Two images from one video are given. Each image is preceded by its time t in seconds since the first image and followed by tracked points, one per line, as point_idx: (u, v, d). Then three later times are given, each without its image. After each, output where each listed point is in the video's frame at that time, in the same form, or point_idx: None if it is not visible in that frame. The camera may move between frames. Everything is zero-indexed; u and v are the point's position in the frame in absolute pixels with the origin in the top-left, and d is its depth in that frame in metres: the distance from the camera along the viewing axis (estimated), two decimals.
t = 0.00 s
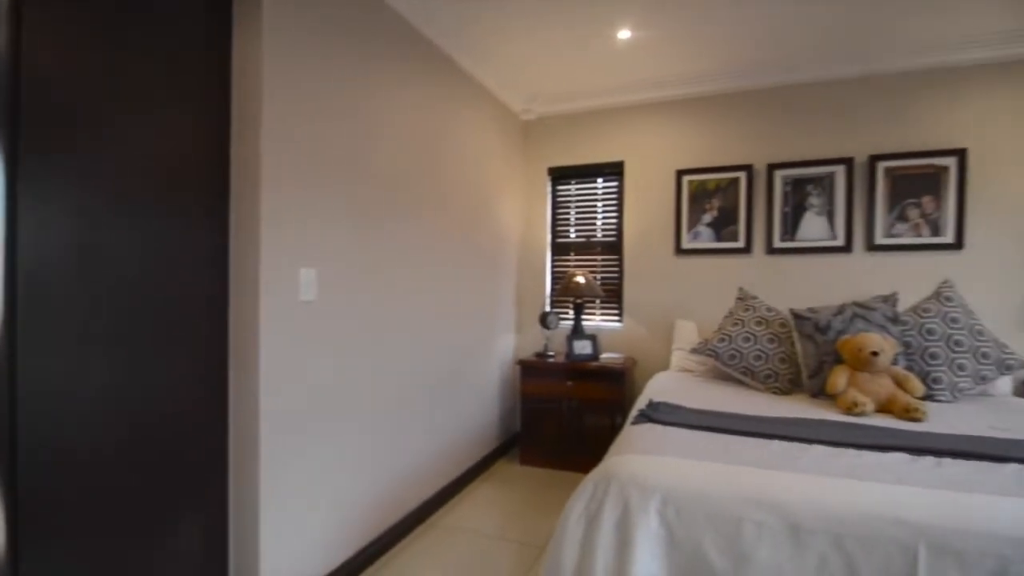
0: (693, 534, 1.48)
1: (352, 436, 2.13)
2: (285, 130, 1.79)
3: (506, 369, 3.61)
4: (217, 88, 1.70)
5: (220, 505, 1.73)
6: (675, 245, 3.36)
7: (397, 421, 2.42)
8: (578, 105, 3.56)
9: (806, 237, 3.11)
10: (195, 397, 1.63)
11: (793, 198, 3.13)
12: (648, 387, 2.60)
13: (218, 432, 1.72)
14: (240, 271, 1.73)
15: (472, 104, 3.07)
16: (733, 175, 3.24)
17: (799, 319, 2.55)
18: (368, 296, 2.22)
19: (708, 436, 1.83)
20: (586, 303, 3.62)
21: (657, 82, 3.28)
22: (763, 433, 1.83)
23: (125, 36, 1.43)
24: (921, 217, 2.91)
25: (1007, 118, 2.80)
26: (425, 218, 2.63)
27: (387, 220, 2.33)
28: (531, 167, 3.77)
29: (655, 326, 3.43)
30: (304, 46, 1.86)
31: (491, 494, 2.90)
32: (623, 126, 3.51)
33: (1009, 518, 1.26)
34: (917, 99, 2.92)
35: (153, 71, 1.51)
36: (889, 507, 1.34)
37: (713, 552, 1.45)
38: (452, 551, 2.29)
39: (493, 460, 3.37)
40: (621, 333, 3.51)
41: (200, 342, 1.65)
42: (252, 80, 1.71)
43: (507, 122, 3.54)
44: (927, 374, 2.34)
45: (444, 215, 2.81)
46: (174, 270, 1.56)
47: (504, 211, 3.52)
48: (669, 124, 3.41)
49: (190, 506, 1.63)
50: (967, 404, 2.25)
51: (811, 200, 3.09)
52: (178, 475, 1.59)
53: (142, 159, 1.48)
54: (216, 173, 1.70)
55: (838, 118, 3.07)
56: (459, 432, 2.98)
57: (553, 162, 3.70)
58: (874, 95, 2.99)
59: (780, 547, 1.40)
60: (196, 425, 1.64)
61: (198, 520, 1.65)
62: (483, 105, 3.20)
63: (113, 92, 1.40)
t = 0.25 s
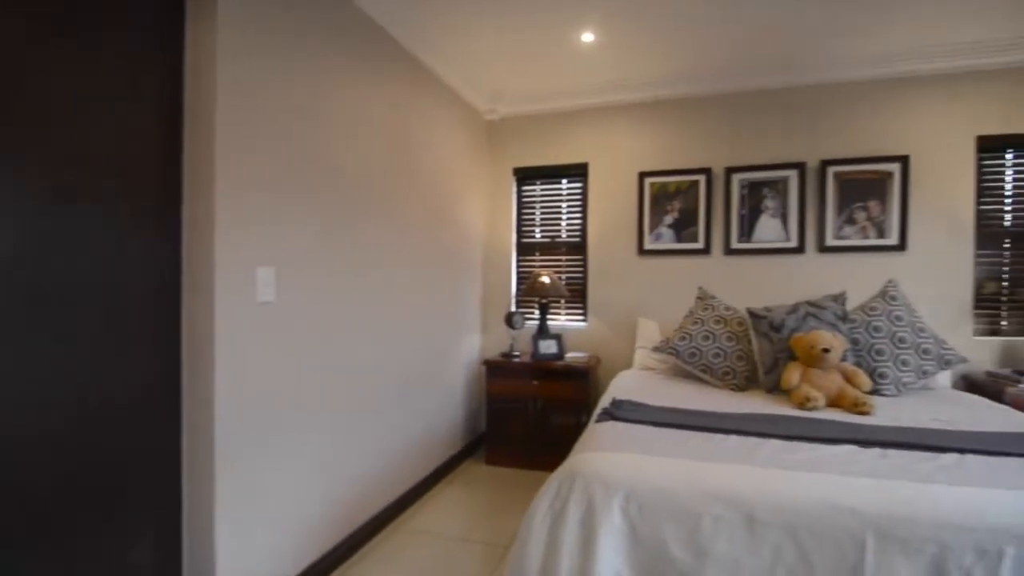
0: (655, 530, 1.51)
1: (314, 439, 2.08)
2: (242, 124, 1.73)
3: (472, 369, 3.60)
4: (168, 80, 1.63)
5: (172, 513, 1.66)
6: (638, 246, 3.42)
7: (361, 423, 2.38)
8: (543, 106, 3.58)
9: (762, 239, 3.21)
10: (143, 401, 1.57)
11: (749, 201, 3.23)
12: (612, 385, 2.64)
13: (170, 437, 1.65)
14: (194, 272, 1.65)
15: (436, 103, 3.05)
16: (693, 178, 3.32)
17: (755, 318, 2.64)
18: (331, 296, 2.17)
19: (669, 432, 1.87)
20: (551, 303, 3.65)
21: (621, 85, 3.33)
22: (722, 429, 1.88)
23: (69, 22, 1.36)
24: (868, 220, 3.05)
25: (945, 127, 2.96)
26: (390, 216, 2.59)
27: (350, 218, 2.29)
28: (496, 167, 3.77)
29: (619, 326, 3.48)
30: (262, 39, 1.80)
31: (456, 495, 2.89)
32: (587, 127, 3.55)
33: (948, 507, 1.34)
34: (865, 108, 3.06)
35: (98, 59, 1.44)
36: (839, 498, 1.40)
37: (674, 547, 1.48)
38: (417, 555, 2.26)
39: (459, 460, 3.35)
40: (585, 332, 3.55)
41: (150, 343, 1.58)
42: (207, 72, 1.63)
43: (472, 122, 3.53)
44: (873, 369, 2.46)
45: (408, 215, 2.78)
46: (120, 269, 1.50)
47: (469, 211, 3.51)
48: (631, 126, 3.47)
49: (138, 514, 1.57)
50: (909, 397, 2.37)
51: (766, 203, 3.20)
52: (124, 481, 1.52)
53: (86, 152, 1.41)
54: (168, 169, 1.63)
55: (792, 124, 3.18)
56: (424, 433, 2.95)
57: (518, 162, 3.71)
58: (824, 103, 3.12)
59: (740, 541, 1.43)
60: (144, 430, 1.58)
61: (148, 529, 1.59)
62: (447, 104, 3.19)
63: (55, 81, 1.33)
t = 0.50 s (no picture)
0: (621, 527, 1.53)
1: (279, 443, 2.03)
2: (203, 119, 1.67)
3: (441, 369, 3.58)
4: (122, 71, 1.56)
5: (127, 523, 1.60)
6: (606, 246, 3.47)
7: (327, 426, 2.34)
8: (512, 106, 3.59)
9: (725, 240, 3.30)
10: (95, 409, 1.50)
11: (713, 203, 3.31)
12: (581, 384, 2.66)
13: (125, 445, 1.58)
14: (149, 271, 1.60)
15: (405, 101, 3.02)
16: (659, 180, 3.39)
17: (718, 317, 2.71)
18: (296, 296, 2.12)
19: (636, 429, 1.90)
20: (521, 302, 3.66)
21: (589, 87, 3.37)
22: (687, 426, 1.92)
23: (18, 8, 1.28)
24: (824, 222, 3.16)
25: (897, 134, 3.10)
26: (357, 215, 2.55)
27: (316, 217, 2.25)
28: (466, 167, 3.76)
29: (587, 325, 3.52)
30: (224, 32, 1.75)
31: (425, 497, 2.87)
32: (556, 128, 3.57)
33: (899, 497, 1.40)
34: (822, 113, 3.18)
35: (48, 49, 1.36)
36: (798, 491, 1.45)
37: (641, 544, 1.50)
38: (384, 558, 2.23)
39: (428, 462, 3.33)
40: (555, 332, 3.57)
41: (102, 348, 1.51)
42: (164, 65, 1.58)
43: (441, 121, 3.51)
44: (830, 366, 2.56)
45: (377, 214, 2.74)
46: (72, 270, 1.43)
47: (438, 210, 3.48)
48: (600, 128, 3.51)
49: (93, 526, 1.50)
50: (863, 392, 2.47)
51: (729, 205, 3.29)
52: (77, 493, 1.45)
53: (36, 147, 1.33)
54: (122, 165, 1.56)
55: (754, 128, 3.28)
56: (392, 435, 2.92)
57: (487, 162, 3.71)
58: (785, 108, 3.22)
59: (702, 534, 1.47)
60: (98, 439, 1.50)
61: (104, 541, 1.53)
62: (416, 102, 3.15)
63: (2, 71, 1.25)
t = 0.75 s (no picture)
0: (585, 525, 1.55)
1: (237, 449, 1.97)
2: (155, 113, 1.61)
3: (406, 370, 3.54)
4: (67, 62, 1.48)
5: (72, 538, 1.52)
6: (572, 246, 3.50)
7: (288, 430, 2.28)
8: (478, 105, 3.58)
9: (686, 241, 3.38)
10: (38, 418, 1.41)
11: (675, 205, 3.39)
12: (547, 383, 2.68)
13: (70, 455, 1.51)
14: (95, 272, 1.52)
15: (369, 98, 2.98)
16: (623, 182, 3.44)
17: (680, 316, 2.77)
18: (255, 297, 2.06)
19: (601, 428, 1.93)
20: (487, 303, 3.66)
21: (555, 88, 3.39)
22: (650, 423, 1.96)
23: None
24: (780, 224, 3.28)
25: (847, 140, 3.24)
26: (320, 214, 2.50)
27: (276, 216, 2.19)
28: (431, 166, 3.73)
29: (553, 324, 3.55)
30: (177, 23, 1.68)
31: (391, 500, 2.84)
32: (523, 129, 3.59)
33: (849, 488, 1.46)
34: (778, 119, 3.30)
35: None
36: (755, 485, 1.50)
37: (605, 541, 1.53)
38: (349, 563, 2.19)
39: (393, 464, 3.29)
40: (521, 331, 3.59)
41: (45, 354, 1.43)
42: (113, 56, 1.51)
43: (406, 119, 3.47)
44: (785, 363, 2.65)
45: (340, 213, 2.69)
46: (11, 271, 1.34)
47: (403, 210, 3.45)
48: (565, 129, 3.54)
49: (37, 543, 1.42)
50: (815, 388, 2.58)
51: (691, 207, 3.37)
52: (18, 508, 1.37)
53: None
54: (66, 160, 1.48)
55: (714, 132, 3.37)
56: (355, 438, 2.87)
57: (453, 161, 3.69)
58: (742, 113, 3.33)
59: (664, 530, 1.50)
60: (40, 450, 1.42)
61: (47, 558, 1.45)
62: (380, 100, 3.11)
63: None
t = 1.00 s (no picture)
0: (553, 524, 1.56)
1: (197, 454, 1.91)
2: (106, 107, 1.54)
3: (373, 372, 3.49)
4: (7, 52, 1.39)
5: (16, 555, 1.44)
6: (540, 247, 3.52)
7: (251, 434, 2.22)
8: (446, 104, 3.56)
9: (652, 241, 3.44)
10: None
11: (641, 206, 3.45)
12: (515, 383, 2.68)
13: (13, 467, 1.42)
14: (40, 273, 1.44)
15: (334, 95, 2.92)
16: (591, 183, 3.48)
17: (645, 315, 2.82)
18: (215, 298, 2.00)
19: (569, 427, 1.94)
20: (455, 303, 3.64)
21: (523, 89, 3.40)
22: (617, 421, 1.99)
23: None
24: (741, 226, 3.38)
25: (803, 145, 3.36)
26: (283, 212, 2.44)
27: (237, 214, 2.12)
28: (398, 165, 3.69)
29: (521, 324, 3.56)
30: (129, 13, 1.60)
31: (357, 504, 2.79)
32: (491, 129, 3.58)
33: (805, 480, 1.52)
34: (739, 124, 3.39)
35: None
36: (718, 481, 1.53)
37: (572, 539, 1.54)
38: (314, 570, 2.15)
39: (359, 467, 3.24)
40: (490, 332, 3.58)
41: None
42: (59, 47, 1.43)
43: (372, 117, 3.42)
44: (745, 360, 2.73)
45: (304, 211, 2.63)
46: None
47: (369, 209, 3.39)
48: (533, 130, 3.55)
49: None
50: (774, 384, 2.66)
51: (656, 208, 3.44)
52: None
53: None
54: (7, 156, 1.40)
55: (678, 135, 3.44)
56: (320, 442, 2.81)
57: (420, 160, 3.66)
58: (705, 117, 3.41)
59: (631, 526, 1.53)
60: None
61: None
62: (346, 97, 3.05)
63: None
